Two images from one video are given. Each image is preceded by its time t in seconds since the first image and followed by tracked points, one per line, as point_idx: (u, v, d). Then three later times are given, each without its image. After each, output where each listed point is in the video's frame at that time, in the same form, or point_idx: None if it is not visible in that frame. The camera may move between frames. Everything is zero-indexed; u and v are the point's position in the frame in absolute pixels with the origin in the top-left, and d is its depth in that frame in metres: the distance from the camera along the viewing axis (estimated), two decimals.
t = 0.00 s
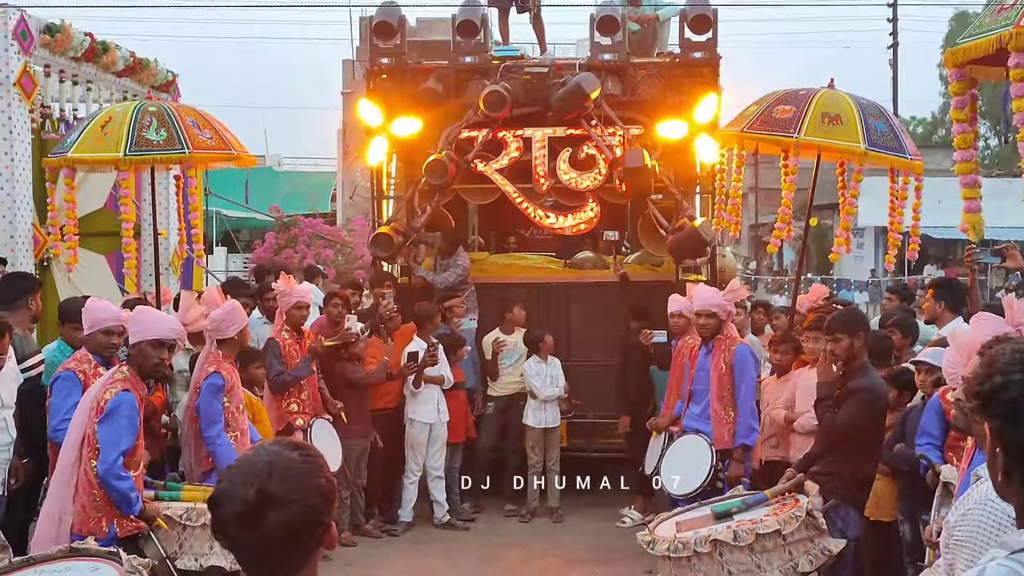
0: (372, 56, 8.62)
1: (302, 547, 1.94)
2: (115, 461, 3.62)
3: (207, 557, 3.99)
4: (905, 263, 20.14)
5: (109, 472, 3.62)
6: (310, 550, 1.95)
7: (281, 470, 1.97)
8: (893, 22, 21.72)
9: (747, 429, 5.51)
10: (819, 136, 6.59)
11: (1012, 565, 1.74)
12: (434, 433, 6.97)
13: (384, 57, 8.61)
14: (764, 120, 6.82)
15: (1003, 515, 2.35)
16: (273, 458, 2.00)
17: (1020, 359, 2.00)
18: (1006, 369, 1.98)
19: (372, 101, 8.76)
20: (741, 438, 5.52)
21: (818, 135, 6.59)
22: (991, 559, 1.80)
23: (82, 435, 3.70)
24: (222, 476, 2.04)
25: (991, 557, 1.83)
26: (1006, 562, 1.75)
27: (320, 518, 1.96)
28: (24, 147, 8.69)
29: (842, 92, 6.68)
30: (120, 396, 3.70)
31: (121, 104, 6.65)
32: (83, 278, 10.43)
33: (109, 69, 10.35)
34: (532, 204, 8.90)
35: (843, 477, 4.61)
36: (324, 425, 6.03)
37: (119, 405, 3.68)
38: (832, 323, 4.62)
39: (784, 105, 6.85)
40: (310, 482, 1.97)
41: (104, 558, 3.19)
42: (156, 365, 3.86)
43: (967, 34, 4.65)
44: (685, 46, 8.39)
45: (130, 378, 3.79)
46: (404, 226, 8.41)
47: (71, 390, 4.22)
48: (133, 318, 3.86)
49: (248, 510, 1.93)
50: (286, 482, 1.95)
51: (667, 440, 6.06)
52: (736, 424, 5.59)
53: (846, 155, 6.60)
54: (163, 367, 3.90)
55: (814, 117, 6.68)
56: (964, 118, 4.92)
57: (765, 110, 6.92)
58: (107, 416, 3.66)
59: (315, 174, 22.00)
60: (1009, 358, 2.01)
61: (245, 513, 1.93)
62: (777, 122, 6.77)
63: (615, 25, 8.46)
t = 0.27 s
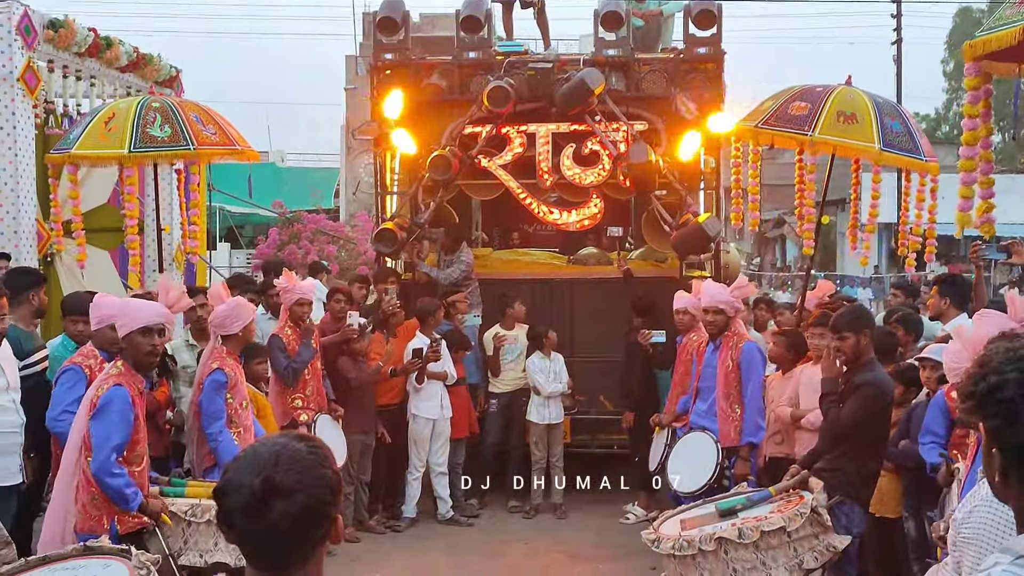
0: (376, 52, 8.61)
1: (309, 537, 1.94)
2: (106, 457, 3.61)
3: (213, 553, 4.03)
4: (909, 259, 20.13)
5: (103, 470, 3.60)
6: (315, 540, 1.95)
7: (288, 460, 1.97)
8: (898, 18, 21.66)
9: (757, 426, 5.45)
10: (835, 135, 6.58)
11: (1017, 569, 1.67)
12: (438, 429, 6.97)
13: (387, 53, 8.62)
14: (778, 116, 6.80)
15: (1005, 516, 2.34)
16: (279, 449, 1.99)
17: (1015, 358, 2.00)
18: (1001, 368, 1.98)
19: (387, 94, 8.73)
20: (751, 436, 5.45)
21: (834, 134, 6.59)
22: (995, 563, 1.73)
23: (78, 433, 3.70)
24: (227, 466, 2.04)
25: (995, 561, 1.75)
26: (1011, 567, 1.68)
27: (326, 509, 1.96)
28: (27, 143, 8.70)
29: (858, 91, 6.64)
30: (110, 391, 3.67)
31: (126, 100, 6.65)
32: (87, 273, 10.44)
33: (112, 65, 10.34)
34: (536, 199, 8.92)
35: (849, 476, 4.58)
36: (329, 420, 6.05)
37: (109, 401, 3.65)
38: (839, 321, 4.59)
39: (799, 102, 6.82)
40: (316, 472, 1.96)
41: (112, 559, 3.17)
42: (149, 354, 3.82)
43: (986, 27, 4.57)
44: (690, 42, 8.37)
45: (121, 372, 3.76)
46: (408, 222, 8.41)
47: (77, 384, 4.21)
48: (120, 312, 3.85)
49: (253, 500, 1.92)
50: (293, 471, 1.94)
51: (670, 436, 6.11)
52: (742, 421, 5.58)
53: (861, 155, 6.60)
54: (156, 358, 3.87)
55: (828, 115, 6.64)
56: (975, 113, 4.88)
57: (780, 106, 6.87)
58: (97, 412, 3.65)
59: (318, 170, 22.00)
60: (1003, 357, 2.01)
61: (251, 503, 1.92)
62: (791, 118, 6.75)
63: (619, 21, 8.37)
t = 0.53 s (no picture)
0: (379, 48, 8.54)
1: (310, 534, 1.94)
2: (103, 458, 3.60)
3: (214, 550, 4.03)
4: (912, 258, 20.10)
5: (100, 471, 3.60)
6: (315, 537, 1.95)
7: (289, 456, 1.96)
8: (902, 16, 21.61)
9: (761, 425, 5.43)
10: (843, 133, 6.57)
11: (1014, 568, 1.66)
12: (440, 426, 6.97)
13: (391, 50, 8.54)
14: (786, 114, 6.82)
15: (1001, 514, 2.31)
16: (280, 444, 1.99)
17: (1011, 354, 1.99)
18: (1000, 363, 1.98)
19: (394, 93, 8.72)
20: (753, 434, 5.45)
21: (843, 131, 6.57)
22: (990, 561, 1.73)
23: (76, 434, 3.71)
24: (228, 462, 2.03)
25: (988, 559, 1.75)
26: (1008, 566, 1.68)
27: (327, 505, 1.95)
28: (31, 139, 8.71)
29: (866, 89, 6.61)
30: (105, 392, 3.66)
31: (129, 96, 6.64)
32: (90, 269, 10.46)
33: (116, 61, 10.35)
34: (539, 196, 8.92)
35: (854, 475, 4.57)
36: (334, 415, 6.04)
37: (104, 401, 3.65)
38: (841, 319, 4.58)
39: (809, 100, 6.83)
40: (318, 469, 1.96)
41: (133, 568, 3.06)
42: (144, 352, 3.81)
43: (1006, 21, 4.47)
44: (693, 39, 8.37)
45: (116, 372, 3.75)
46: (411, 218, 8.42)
47: (80, 381, 4.18)
48: (114, 310, 3.84)
49: (254, 497, 1.91)
50: (294, 469, 1.94)
51: (674, 433, 6.11)
52: (745, 419, 5.57)
53: (869, 154, 6.57)
54: (150, 354, 3.86)
55: (837, 113, 6.63)
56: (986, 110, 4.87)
57: (789, 104, 6.87)
58: (92, 413, 3.64)
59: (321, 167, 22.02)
60: (1000, 354, 2.00)
61: (253, 499, 1.91)
62: (799, 116, 6.77)
63: (623, 17, 8.46)
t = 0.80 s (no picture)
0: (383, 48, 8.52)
1: (310, 532, 1.93)
2: (110, 456, 3.60)
3: (217, 548, 4.07)
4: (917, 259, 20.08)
5: (107, 470, 3.60)
6: (315, 536, 1.95)
7: (290, 454, 1.96)
8: (908, 17, 21.58)
9: (762, 424, 5.46)
10: (842, 128, 6.55)
11: None
12: (443, 426, 6.95)
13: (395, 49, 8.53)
14: (782, 112, 6.76)
15: (1001, 513, 2.23)
16: (281, 441, 1.98)
17: None
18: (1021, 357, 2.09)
19: (396, 93, 8.72)
20: (752, 433, 5.48)
21: (841, 127, 6.56)
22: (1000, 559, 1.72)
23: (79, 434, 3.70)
24: (228, 460, 2.02)
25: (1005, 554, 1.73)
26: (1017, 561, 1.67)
27: (328, 504, 1.95)
28: (35, 137, 8.71)
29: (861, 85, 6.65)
30: (108, 390, 3.67)
31: (133, 94, 6.64)
32: (92, 268, 10.46)
33: (120, 60, 10.36)
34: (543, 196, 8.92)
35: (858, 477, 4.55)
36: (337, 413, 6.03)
37: (107, 400, 3.65)
38: (844, 318, 4.58)
39: (803, 99, 6.79)
40: (319, 467, 1.95)
41: (153, 572, 3.00)
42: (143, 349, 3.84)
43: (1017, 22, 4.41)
44: (697, 39, 8.35)
45: (117, 370, 3.76)
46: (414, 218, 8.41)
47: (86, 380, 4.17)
48: (112, 308, 3.84)
49: (254, 494, 1.91)
50: (295, 467, 1.93)
51: (678, 433, 6.09)
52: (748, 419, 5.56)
53: (868, 146, 6.57)
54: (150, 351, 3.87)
55: (834, 108, 6.63)
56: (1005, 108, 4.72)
57: (783, 104, 6.83)
58: (95, 412, 3.64)
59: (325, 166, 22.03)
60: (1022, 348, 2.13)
61: (254, 497, 1.91)
62: (794, 114, 6.72)
63: (627, 18, 8.46)
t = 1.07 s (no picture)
0: (388, 52, 8.65)
1: (312, 536, 1.93)
2: (121, 460, 3.62)
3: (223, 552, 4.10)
4: (923, 264, 20.08)
5: (118, 475, 3.62)
6: (316, 540, 1.95)
7: (292, 459, 1.96)
8: (913, 22, 21.58)
9: (766, 430, 5.44)
10: (838, 134, 6.53)
11: None
12: (448, 430, 6.96)
13: (400, 54, 8.64)
14: (774, 123, 6.70)
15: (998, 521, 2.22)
16: (282, 446, 1.99)
17: None
18: None
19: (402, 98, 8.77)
20: (757, 439, 5.46)
21: (836, 132, 6.54)
22: None
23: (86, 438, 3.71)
24: (231, 464, 2.04)
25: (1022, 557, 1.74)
26: None
27: (329, 507, 1.96)
28: (42, 141, 8.75)
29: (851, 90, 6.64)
30: (118, 395, 3.68)
31: (140, 99, 6.66)
32: (99, 272, 10.48)
33: (127, 64, 10.39)
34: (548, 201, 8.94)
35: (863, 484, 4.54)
36: (341, 420, 6.04)
37: (120, 404, 3.66)
38: (848, 322, 4.59)
39: (794, 107, 6.76)
40: (319, 471, 1.96)
41: (176, 539, 3.05)
42: (152, 354, 3.85)
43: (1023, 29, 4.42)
44: (703, 44, 8.37)
45: (126, 374, 3.78)
46: (420, 222, 8.44)
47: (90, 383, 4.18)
48: (121, 312, 3.83)
49: (257, 498, 1.92)
50: (296, 471, 1.94)
51: (683, 438, 6.09)
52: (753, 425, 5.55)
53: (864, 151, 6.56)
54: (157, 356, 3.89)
55: (826, 115, 6.61)
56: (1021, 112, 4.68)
57: (775, 114, 6.80)
58: (106, 416, 3.65)
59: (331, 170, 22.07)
60: None
61: (255, 501, 1.92)
62: (787, 123, 6.68)
63: (632, 22, 8.47)
